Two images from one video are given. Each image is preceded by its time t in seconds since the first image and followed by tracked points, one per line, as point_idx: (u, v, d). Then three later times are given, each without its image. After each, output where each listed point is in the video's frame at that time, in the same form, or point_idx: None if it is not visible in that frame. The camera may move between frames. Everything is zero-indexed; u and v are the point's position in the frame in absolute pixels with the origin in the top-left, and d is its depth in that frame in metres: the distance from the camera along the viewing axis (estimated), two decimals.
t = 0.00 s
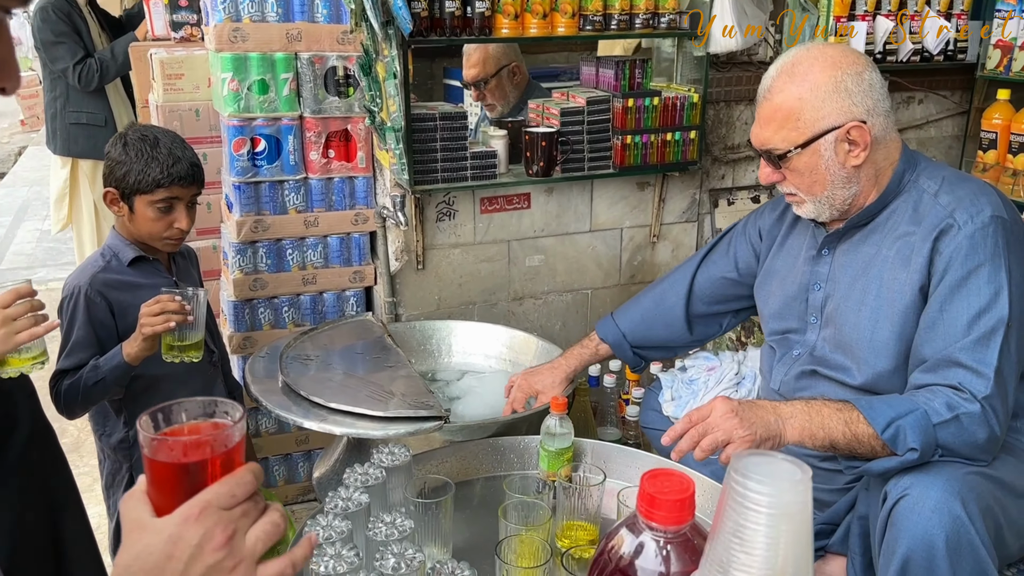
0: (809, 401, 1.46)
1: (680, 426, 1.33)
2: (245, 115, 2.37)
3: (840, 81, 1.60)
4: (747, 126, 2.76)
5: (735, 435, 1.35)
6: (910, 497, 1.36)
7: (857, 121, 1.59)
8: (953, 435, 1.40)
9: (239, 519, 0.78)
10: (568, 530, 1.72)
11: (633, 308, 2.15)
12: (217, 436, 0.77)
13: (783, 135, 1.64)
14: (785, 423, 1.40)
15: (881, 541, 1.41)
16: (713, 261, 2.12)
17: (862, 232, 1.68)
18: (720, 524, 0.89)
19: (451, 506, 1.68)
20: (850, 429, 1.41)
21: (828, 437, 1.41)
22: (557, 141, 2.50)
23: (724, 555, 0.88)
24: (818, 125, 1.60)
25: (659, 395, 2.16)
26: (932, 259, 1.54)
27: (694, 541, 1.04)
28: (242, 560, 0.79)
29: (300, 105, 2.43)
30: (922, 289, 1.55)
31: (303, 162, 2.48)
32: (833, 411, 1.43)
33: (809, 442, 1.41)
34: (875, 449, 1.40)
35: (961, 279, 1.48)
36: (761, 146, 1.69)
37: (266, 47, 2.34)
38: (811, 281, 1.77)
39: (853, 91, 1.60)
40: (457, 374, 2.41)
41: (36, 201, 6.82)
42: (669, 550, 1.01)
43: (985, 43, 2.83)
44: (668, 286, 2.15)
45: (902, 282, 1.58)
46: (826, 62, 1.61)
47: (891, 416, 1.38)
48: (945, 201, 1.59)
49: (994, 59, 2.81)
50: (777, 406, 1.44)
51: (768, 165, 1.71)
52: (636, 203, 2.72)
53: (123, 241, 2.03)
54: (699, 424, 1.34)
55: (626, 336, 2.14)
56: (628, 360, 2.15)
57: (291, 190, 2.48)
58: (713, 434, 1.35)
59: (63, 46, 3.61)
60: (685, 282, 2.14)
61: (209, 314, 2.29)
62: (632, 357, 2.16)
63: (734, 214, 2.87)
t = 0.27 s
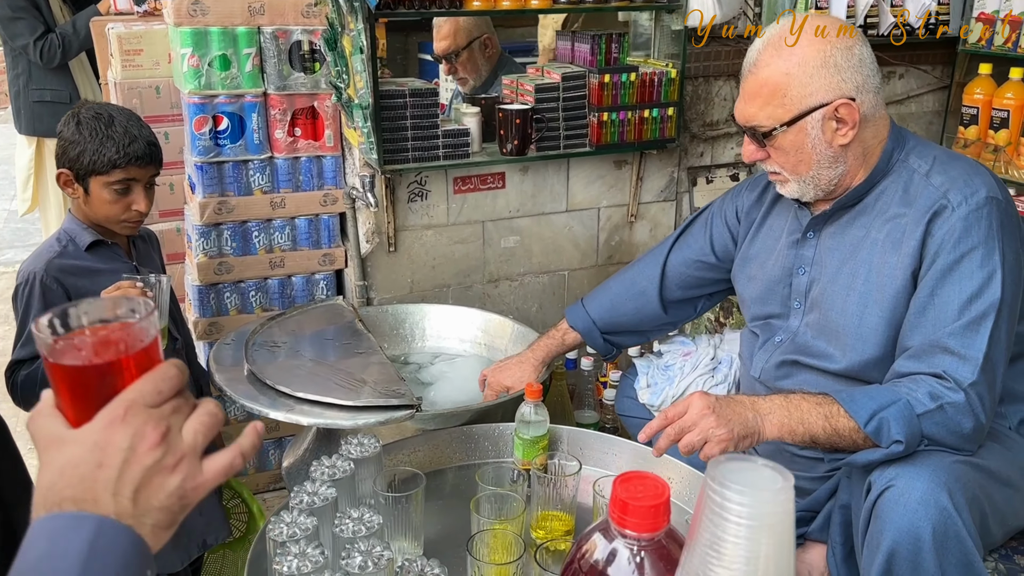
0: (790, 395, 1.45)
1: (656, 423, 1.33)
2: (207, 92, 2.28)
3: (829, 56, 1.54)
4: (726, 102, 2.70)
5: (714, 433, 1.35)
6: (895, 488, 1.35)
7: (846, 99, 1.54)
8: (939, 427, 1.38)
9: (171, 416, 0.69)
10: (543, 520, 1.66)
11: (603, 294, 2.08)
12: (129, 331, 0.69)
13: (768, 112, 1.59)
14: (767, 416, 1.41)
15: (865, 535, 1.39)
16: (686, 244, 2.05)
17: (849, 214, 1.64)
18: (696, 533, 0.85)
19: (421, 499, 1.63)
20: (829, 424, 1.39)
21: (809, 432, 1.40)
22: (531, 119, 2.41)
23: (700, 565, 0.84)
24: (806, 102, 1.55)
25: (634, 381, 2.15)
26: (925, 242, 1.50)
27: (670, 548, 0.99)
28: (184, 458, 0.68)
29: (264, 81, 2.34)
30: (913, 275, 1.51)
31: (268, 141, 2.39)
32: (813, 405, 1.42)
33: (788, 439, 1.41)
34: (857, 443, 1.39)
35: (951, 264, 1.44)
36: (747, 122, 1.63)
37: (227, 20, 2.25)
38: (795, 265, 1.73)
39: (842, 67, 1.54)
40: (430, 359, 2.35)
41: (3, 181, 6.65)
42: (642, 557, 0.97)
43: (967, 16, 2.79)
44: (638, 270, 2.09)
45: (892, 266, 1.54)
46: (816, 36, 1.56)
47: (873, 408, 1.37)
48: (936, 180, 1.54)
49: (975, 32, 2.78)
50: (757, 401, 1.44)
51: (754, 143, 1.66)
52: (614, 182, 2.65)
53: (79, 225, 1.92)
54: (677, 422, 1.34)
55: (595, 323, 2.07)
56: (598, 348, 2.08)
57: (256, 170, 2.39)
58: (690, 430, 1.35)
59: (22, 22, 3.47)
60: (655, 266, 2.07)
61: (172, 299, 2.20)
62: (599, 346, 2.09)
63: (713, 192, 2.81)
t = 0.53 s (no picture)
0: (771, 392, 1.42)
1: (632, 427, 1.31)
2: (162, 69, 2.16)
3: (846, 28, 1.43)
4: (705, 76, 2.62)
5: (693, 439, 1.32)
6: (886, 487, 1.31)
7: (859, 75, 1.44)
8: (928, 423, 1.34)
9: (37, 313, 0.73)
10: (515, 516, 1.59)
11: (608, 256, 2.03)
12: None
13: (776, 87, 1.48)
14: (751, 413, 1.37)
15: (853, 532, 1.37)
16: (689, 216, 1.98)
17: (847, 195, 1.56)
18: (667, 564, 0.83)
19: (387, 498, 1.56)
20: (813, 422, 1.36)
21: (791, 431, 1.36)
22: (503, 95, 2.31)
23: None
24: (817, 78, 1.45)
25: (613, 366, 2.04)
26: (927, 227, 1.43)
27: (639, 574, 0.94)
28: (60, 355, 0.72)
29: (222, 57, 2.23)
30: (910, 262, 1.44)
31: (228, 120, 2.28)
32: (795, 402, 1.38)
33: (770, 439, 1.37)
34: (844, 441, 1.36)
35: (951, 251, 1.37)
36: (750, 97, 1.53)
37: None
38: (790, 245, 1.65)
39: (858, 41, 1.43)
40: (400, 346, 2.28)
41: None
42: None
43: None
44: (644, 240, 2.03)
45: (891, 251, 1.46)
46: (828, 6, 1.44)
47: (860, 405, 1.33)
48: (942, 163, 1.46)
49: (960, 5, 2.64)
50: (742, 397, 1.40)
51: (756, 118, 1.56)
52: (590, 160, 2.57)
53: (24, 212, 1.72)
54: (654, 427, 1.31)
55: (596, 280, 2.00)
56: (594, 306, 2.00)
57: (215, 150, 2.28)
58: (668, 434, 1.32)
59: None
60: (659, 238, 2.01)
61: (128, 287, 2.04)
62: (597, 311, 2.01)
63: (692, 169, 2.74)
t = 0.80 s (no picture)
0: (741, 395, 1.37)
1: (603, 453, 1.27)
2: (122, 48, 2.05)
3: None
4: (689, 53, 2.55)
5: (664, 457, 1.29)
6: (875, 485, 1.24)
7: (898, 44, 1.35)
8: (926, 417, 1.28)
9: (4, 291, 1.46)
10: (499, 517, 1.50)
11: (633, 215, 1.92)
12: None
13: (817, 66, 1.35)
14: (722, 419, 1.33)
15: (842, 531, 1.30)
16: (693, 183, 1.89)
17: (853, 177, 1.48)
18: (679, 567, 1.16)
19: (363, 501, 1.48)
20: (787, 425, 1.31)
21: (765, 436, 1.32)
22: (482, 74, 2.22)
23: None
24: (860, 51, 1.34)
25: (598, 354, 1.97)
26: (929, 215, 1.36)
27: None
28: None
29: (186, 36, 2.12)
30: (913, 246, 1.37)
31: (193, 101, 2.17)
32: (766, 407, 1.33)
33: (744, 445, 1.33)
34: (823, 441, 1.30)
35: (952, 237, 1.31)
36: (786, 80, 1.38)
37: None
38: (790, 227, 1.57)
39: (892, 9, 1.34)
40: (377, 337, 2.19)
41: None
42: None
43: None
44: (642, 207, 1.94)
45: (893, 238, 1.39)
46: None
47: (837, 406, 1.27)
48: (953, 148, 1.38)
49: None
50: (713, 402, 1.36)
51: (783, 103, 1.42)
52: (572, 141, 2.49)
53: None
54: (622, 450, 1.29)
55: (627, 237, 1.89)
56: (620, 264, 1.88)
57: (179, 134, 2.17)
58: (637, 455, 1.29)
59: None
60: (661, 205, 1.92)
61: (88, 278, 1.93)
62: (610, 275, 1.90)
63: (677, 150, 2.66)
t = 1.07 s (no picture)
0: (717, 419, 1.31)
1: (584, 493, 1.20)
2: (90, 31, 1.95)
3: None
4: (680, 32, 2.48)
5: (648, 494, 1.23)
6: (880, 485, 1.20)
7: (929, 26, 1.29)
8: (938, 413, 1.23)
9: None
10: (493, 518, 1.44)
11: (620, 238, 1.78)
12: None
13: (847, 51, 1.28)
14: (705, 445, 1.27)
15: (846, 531, 1.26)
16: (698, 178, 1.77)
17: (867, 167, 1.42)
18: None
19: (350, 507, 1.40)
20: (769, 444, 1.25)
21: (751, 459, 1.26)
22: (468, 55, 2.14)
23: None
24: (892, 34, 1.27)
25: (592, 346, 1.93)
26: (940, 205, 1.31)
27: None
28: None
29: (158, 17, 2.01)
30: (922, 233, 1.32)
31: (166, 86, 2.07)
32: (745, 429, 1.27)
33: (731, 472, 1.27)
34: (812, 453, 1.25)
35: (956, 227, 1.26)
36: (812, 65, 1.30)
37: None
38: (799, 217, 1.52)
39: None
40: (361, 327, 2.13)
41: None
42: None
43: None
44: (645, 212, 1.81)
45: (903, 228, 1.34)
46: None
47: (816, 417, 1.23)
48: (970, 138, 1.33)
49: None
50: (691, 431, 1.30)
51: (804, 90, 1.35)
52: (561, 124, 2.42)
53: None
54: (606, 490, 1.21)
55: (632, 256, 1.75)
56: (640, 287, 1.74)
57: (153, 120, 2.08)
58: (620, 494, 1.22)
59: None
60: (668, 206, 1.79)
61: (60, 271, 1.84)
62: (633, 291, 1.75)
63: (668, 133, 2.60)
